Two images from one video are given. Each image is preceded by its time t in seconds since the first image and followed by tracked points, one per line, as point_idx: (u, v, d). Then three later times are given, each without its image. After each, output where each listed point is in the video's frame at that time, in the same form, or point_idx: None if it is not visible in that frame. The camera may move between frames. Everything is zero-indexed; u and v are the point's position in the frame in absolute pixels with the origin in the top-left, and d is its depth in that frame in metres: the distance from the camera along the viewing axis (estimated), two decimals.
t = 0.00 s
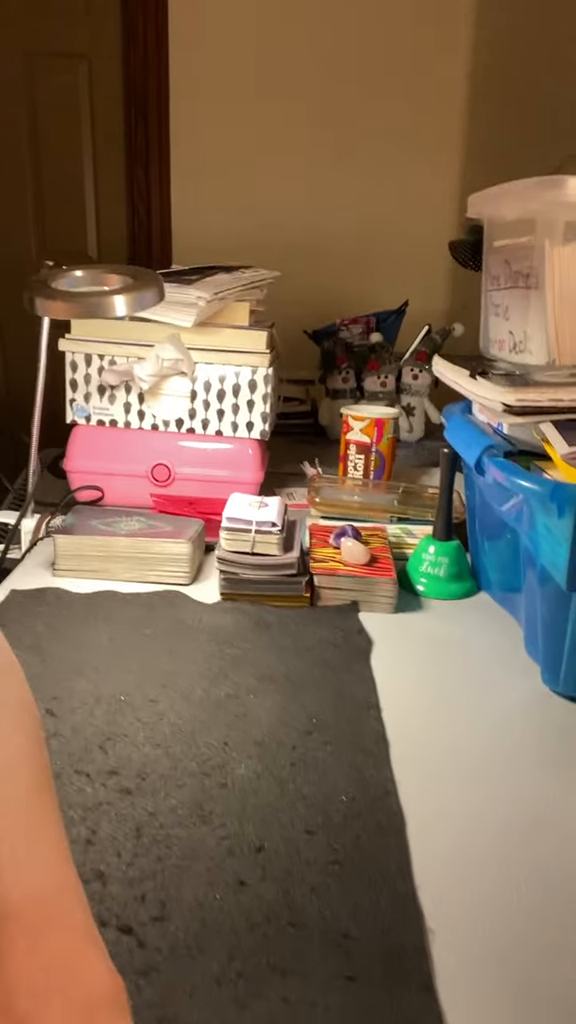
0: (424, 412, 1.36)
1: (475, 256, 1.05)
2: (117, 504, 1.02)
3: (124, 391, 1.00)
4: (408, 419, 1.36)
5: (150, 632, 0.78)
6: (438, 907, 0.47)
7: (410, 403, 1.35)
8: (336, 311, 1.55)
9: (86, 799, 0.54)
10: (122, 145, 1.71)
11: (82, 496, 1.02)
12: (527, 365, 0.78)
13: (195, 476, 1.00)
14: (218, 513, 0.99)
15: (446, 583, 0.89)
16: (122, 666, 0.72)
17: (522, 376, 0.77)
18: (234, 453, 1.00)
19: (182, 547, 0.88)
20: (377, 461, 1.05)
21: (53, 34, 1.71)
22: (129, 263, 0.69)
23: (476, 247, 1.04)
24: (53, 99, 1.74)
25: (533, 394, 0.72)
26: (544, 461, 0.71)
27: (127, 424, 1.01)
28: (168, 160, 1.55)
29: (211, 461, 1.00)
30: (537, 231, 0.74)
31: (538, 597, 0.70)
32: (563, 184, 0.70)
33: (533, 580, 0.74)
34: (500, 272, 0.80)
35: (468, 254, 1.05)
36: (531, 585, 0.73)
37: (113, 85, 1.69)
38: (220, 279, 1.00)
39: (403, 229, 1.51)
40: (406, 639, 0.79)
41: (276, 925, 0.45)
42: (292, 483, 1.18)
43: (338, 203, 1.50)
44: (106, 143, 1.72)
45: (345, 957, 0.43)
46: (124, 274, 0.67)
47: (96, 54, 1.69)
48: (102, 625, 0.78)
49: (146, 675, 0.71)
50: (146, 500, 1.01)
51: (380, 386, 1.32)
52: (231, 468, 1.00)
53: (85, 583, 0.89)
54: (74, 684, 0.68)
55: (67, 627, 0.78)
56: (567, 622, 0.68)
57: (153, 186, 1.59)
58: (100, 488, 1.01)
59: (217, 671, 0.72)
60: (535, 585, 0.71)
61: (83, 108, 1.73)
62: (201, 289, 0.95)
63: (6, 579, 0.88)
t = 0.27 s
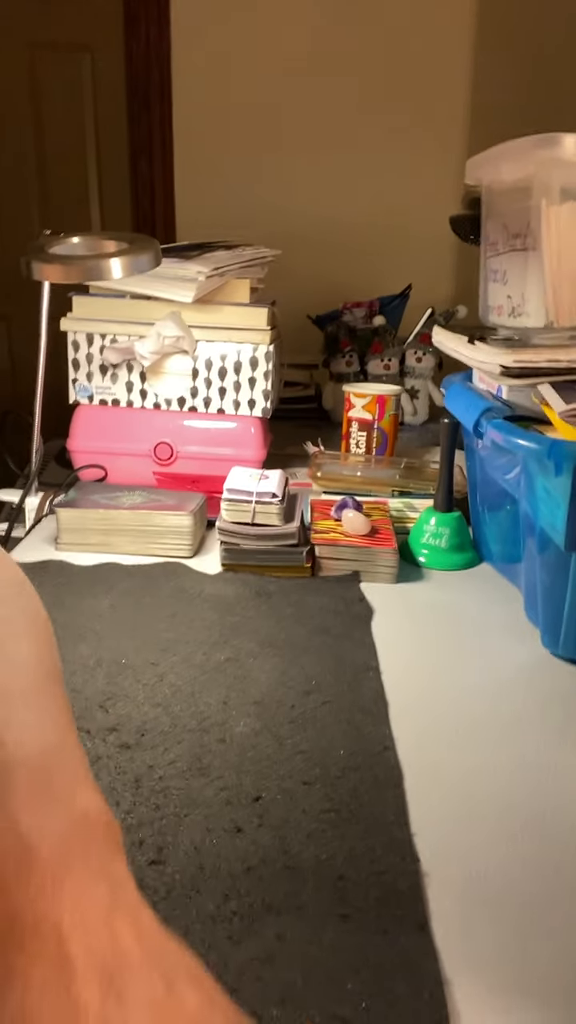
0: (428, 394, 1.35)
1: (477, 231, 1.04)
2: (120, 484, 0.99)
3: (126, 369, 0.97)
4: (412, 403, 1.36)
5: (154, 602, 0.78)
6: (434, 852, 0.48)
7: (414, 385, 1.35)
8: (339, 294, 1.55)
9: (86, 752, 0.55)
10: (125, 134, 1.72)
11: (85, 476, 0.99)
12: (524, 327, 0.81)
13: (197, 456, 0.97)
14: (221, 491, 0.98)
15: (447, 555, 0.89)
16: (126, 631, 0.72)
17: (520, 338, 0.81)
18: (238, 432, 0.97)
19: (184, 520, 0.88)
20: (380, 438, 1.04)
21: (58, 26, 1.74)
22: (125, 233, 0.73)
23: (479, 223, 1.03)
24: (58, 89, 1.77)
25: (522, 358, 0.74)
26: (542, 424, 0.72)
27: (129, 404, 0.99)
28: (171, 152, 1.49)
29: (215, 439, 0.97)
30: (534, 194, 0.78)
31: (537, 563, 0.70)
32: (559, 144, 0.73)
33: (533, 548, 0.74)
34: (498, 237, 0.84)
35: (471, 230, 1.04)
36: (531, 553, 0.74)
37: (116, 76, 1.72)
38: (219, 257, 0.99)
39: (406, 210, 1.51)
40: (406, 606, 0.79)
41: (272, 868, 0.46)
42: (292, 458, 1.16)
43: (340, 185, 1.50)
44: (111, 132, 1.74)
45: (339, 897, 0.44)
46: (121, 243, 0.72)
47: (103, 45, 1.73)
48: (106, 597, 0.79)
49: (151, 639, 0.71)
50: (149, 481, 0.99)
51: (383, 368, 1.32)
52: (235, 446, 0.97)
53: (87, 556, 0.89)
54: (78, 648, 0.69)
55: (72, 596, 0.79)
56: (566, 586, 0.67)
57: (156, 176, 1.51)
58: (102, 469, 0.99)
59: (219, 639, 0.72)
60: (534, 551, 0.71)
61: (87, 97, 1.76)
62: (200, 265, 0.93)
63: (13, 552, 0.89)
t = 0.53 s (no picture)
0: (450, 389, 1.34)
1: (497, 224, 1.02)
2: (142, 483, 0.99)
3: (146, 368, 0.98)
4: (433, 399, 1.33)
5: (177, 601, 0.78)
6: (460, 848, 0.47)
7: (435, 381, 1.33)
8: (358, 290, 1.54)
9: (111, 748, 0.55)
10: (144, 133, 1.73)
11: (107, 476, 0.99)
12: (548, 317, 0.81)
13: (219, 456, 0.97)
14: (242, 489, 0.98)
15: (471, 551, 0.88)
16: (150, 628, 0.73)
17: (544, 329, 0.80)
18: (259, 430, 0.97)
19: (205, 518, 0.88)
20: (401, 433, 1.04)
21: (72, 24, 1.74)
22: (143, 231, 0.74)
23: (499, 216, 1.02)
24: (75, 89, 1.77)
25: (544, 351, 0.73)
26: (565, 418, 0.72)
27: (150, 404, 0.99)
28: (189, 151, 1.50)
29: (236, 438, 0.97)
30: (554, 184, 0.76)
31: (562, 563, 0.71)
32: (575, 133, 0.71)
33: (556, 547, 0.74)
34: (519, 228, 0.83)
35: (491, 222, 1.03)
36: (555, 550, 0.73)
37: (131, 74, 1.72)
38: (238, 255, 0.98)
39: (426, 205, 1.50)
40: (429, 602, 0.79)
41: (297, 863, 0.46)
42: (314, 456, 1.16)
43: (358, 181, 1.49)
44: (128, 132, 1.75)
45: (365, 892, 0.44)
46: (140, 242, 0.72)
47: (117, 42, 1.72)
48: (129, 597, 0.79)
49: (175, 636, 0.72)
50: (170, 480, 0.99)
51: (404, 364, 1.32)
52: (256, 445, 0.97)
53: (110, 555, 0.90)
54: (103, 645, 0.70)
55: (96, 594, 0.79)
56: None
57: (175, 171, 1.53)
58: (124, 469, 0.99)
59: (243, 636, 0.72)
60: (559, 551, 0.71)
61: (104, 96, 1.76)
62: (219, 263, 0.93)
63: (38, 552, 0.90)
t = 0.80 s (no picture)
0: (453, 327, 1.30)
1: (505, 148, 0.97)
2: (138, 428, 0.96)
3: (140, 307, 0.94)
4: (437, 339, 1.31)
5: (176, 545, 0.76)
6: (466, 789, 0.47)
7: (439, 318, 1.29)
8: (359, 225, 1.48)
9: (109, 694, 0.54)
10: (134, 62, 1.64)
11: (102, 420, 0.96)
12: (557, 244, 0.78)
13: (217, 398, 0.94)
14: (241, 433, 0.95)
15: (475, 492, 0.86)
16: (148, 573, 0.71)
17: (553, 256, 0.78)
18: (257, 371, 0.93)
19: (204, 462, 0.86)
20: (404, 373, 1.00)
21: None
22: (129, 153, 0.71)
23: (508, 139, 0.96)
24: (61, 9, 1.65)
25: (554, 277, 0.71)
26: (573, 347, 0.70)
27: (144, 345, 0.95)
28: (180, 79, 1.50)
29: (234, 380, 0.93)
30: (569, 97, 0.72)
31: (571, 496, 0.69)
32: None
33: (566, 483, 0.71)
34: (530, 146, 0.80)
35: (498, 146, 0.97)
36: (565, 487, 0.71)
37: None
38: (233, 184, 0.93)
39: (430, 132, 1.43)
40: (434, 543, 0.77)
41: (301, 805, 0.45)
42: (314, 397, 1.13)
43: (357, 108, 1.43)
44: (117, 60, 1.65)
45: (370, 833, 0.43)
46: (126, 165, 0.70)
47: None
48: (127, 543, 0.77)
49: (174, 581, 0.70)
50: (167, 424, 0.96)
51: (407, 302, 1.26)
52: (255, 387, 0.93)
53: (106, 500, 0.87)
54: (100, 591, 0.68)
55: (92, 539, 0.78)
56: None
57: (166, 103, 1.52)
58: (120, 414, 0.96)
59: (243, 581, 0.70)
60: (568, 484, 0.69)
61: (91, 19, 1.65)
62: (213, 192, 0.88)
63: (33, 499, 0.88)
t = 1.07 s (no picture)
0: (454, 327, 1.30)
1: (506, 146, 0.96)
2: (139, 428, 0.96)
3: (141, 307, 0.94)
4: (438, 338, 1.30)
5: (176, 545, 0.76)
6: (467, 788, 0.47)
7: (440, 317, 1.29)
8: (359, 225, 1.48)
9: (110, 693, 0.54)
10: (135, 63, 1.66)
11: (104, 421, 0.96)
12: (558, 242, 0.79)
13: (219, 398, 0.94)
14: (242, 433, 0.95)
15: (476, 492, 0.86)
16: (148, 572, 0.71)
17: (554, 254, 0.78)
18: (259, 370, 0.93)
19: (205, 461, 0.86)
20: (405, 372, 1.00)
21: None
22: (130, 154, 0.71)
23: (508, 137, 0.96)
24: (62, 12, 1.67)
25: (556, 275, 0.71)
26: None
27: (146, 345, 0.95)
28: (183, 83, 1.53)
29: (235, 380, 0.93)
30: (569, 96, 0.72)
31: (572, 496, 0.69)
32: None
33: (567, 482, 0.72)
34: (531, 145, 0.80)
35: (499, 144, 0.97)
36: (565, 487, 0.71)
37: None
38: (234, 184, 0.93)
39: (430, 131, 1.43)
40: (435, 543, 0.77)
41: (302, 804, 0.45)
42: (315, 397, 1.13)
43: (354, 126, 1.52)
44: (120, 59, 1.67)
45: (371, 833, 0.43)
46: (127, 166, 0.69)
47: None
48: (127, 543, 0.76)
49: (175, 581, 0.70)
50: (169, 424, 0.96)
51: (408, 301, 1.26)
52: (256, 386, 0.93)
53: (108, 500, 0.88)
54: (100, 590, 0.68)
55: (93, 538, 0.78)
56: None
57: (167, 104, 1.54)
58: (121, 414, 0.96)
59: (244, 581, 0.70)
60: (569, 484, 0.69)
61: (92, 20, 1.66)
62: (214, 192, 0.88)
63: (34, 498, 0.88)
